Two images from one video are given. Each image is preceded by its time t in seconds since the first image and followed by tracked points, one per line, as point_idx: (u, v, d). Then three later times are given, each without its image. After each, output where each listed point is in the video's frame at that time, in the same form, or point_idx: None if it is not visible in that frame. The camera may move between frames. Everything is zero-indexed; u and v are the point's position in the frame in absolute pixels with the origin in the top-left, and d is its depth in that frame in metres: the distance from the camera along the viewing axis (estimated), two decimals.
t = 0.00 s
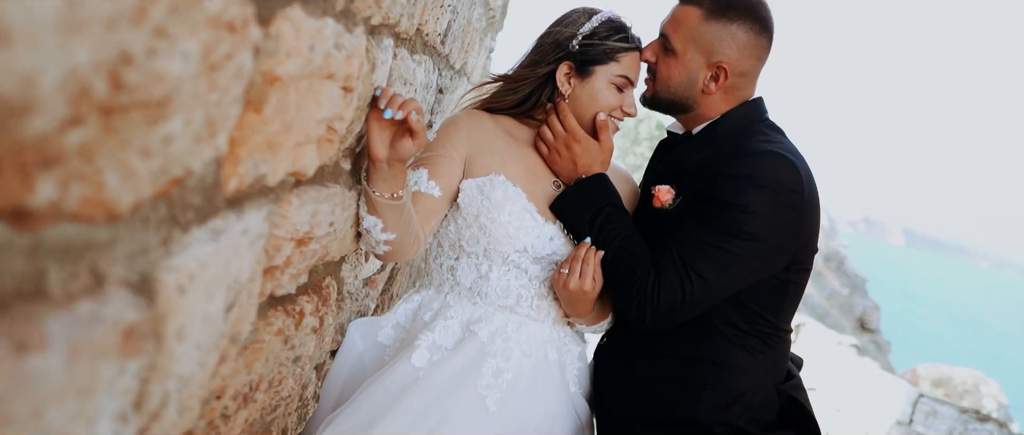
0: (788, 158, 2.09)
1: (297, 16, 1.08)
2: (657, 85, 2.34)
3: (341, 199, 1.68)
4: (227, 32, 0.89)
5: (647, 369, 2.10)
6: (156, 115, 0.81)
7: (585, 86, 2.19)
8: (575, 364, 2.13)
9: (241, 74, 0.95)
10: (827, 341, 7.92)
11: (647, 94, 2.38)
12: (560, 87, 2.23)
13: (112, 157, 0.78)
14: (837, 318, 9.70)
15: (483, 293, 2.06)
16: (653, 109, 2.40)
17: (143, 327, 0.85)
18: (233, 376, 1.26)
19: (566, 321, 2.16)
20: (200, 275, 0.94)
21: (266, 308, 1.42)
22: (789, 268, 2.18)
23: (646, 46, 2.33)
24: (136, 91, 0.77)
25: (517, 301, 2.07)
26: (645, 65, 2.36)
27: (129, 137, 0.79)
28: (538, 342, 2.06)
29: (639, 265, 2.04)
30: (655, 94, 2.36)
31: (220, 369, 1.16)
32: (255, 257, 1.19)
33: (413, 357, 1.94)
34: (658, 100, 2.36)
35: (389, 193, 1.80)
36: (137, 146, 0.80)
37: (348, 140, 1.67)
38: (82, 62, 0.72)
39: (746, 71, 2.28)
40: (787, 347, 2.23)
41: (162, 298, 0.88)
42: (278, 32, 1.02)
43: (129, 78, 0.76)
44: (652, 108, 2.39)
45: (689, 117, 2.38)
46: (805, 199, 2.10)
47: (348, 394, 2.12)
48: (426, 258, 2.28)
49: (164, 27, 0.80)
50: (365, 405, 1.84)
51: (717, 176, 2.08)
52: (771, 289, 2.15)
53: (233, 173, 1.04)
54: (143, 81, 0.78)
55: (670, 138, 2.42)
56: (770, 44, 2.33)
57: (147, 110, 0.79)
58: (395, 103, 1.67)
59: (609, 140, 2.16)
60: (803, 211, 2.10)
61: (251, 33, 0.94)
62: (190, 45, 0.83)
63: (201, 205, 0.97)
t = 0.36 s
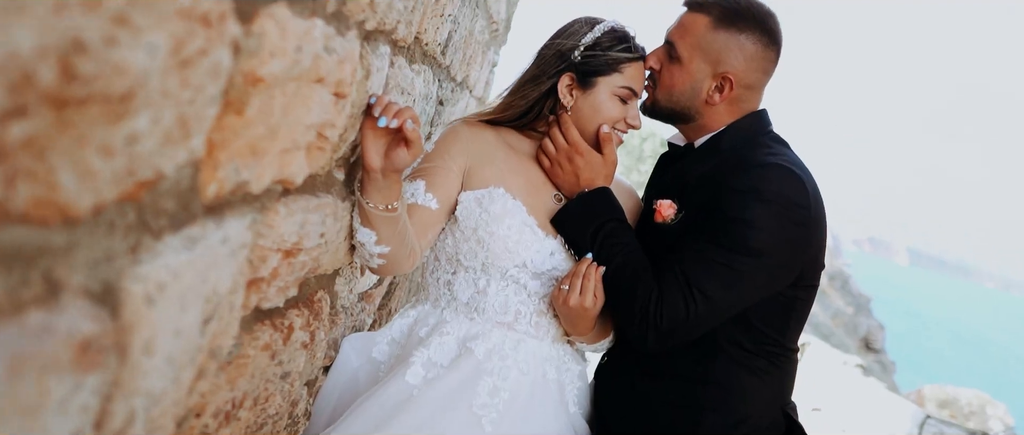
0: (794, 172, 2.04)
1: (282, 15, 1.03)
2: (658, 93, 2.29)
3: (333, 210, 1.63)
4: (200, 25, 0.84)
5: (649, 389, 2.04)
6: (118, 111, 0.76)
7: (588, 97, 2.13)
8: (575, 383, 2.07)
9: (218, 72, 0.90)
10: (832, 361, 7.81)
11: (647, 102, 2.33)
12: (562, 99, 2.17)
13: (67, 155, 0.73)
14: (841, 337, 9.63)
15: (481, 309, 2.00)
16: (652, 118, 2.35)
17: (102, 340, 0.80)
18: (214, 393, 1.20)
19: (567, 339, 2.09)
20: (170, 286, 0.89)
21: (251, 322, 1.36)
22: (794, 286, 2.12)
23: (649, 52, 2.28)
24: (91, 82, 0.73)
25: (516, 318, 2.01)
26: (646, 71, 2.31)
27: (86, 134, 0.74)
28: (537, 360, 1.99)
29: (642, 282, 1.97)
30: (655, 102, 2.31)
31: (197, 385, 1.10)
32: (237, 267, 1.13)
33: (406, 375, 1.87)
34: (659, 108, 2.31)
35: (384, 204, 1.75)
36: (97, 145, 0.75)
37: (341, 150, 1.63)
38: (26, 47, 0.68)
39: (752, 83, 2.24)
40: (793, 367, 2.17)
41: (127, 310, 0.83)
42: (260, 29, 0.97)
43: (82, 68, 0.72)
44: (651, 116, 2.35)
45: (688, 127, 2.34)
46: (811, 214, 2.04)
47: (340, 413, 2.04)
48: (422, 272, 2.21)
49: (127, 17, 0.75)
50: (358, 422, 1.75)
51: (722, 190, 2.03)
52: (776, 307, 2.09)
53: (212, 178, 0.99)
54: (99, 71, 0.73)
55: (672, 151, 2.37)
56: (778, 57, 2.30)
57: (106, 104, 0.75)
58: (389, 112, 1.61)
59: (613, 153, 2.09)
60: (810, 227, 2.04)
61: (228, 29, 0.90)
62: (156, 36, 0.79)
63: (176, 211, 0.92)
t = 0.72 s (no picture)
0: (801, 182, 1.99)
1: (263, 8, 0.97)
2: (660, 100, 2.23)
3: (322, 218, 1.56)
4: (164, 10, 0.79)
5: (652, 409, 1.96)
6: (67, 99, 0.70)
7: (591, 106, 2.05)
8: (574, 400, 1.98)
9: (188, 63, 0.84)
10: (835, 379, 7.71)
11: (649, 110, 2.27)
12: (563, 108, 2.09)
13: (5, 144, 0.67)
14: (843, 358, 9.62)
15: (477, 321, 1.93)
16: (652, 125, 2.29)
17: (49, 352, 0.74)
18: (188, 409, 1.14)
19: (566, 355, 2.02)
20: (133, 294, 0.83)
21: (231, 335, 1.29)
22: (802, 301, 2.06)
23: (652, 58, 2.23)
24: (27, 65, 0.67)
25: (513, 331, 1.93)
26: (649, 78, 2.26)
27: (29, 122, 0.68)
28: (534, 376, 1.92)
29: (645, 297, 1.91)
30: (657, 110, 2.25)
31: (168, 401, 1.03)
32: (213, 276, 1.07)
33: (399, 390, 1.80)
34: (661, 115, 2.25)
35: (376, 213, 1.68)
36: (43, 135, 0.69)
37: (331, 156, 1.57)
38: None
39: (758, 92, 2.20)
40: (800, 387, 2.10)
41: (81, 319, 0.77)
42: (238, 20, 0.91)
43: (19, 48, 0.66)
44: (652, 124, 2.29)
45: (691, 137, 2.29)
46: (819, 226, 1.99)
47: (332, 428, 1.98)
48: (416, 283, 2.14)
49: (81, 1, 0.73)
50: None
51: (726, 202, 1.97)
52: (782, 325, 2.03)
53: (185, 179, 0.93)
54: (35, 52, 0.67)
55: (674, 162, 2.31)
56: (786, 66, 2.26)
57: (50, 89, 0.69)
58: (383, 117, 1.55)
59: (616, 163, 2.03)
60: (817, 240, 1.99)
61: (198, 17, 0.84)
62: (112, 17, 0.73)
63: (142, 213, 0.86)
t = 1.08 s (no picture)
0: (808, 192, 1.92)
1: None
2: (661, 107, 2.19)
3: (306, 226, 1.49)
4: None
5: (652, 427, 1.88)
6: None
7: (590, 111, 1.98)
8: (571, 418, 1.88)
9: (144, 51, 0.78)
10: (837, 395, 7.62)
11: (650, 117, 2.22)
12: (562, 114, 2.03)
13: None
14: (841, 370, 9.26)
15: (469, 334, 1.85)
16: (655, 133, 2.24)
17: None
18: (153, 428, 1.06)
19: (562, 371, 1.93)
20: (82, 304, 0.76)
21: (206, 348, 1.22)
22: (809, 316, 1.99)
23: (654, 63, 2.20)
24: None
25: (507, 345, 1.85)
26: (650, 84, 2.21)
27: None
28: (529, 391, 1.83)
29: (646, 310, 1.84)
30: (658, 117, 2.20)
31: (129, 420, 0.96)
32: (181, 286, 0.99)
33: (387, 405, 1.71)
34: (662, 123, 2.20)
35: (364, 222, 1.61)
36: None
37: (317, 161, 1.50)
38: None
39: (763, 99, 2.15)
40: (806, 405, 2.02)
41: (21, 332, 0.70)
42: (205, 7, 0.85)
43: None
44: (654, 131, 2.24)
45: (694, 146, 2.24)
46: (827, 238, 1.92)
47: None
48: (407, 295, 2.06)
49: None
50: None
51: (730, 212, 1.91)
52: (789, 340, 1.95)
53: (146, 180, 0.86)
54: None
55: (675, 172, 2.26)
56: (792, 72, 2.21)
57: None
58: (369, 120, 1.48)
59: (617, 171, 1.95)
60: (825, 252, 1.92)
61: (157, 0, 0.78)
62: None
63: (94, 215, 0.79)
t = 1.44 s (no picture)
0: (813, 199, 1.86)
1: None
2: (660, 111, 2.11)
3: (285, 233, 1.42)
4: None
5: None
6: None
7: (587, 115, 1.90)
8: None
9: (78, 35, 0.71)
10: (838, 409, 7.52)
11: (648, 122, 2.14)
12: (557, 118, 1.95)
13: None
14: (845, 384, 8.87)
15: (458, 346, 1.76)
16: (653, 138, 2.16)
17: None
18: None
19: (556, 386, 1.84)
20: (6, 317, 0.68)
21: (170, 363, 1.14)
22: (818, 330, 1.91)
23: (652, 65, 2.12)
24: None
25: (498, 358, 1.77)
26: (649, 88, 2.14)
27: None
28: (520, 407, 1.74)
29: (645, 322, 1.76)
30: (657, 121, 2.12)
31: None
32: (136, 297, 0.92)
33: (371, 420, 1.62)
34: (661, 127, 2.12)
35: (346, 229, 1.54)
36: None
37: (297, 164, 1.42)
38: None
39: (766, 103, 2.08)
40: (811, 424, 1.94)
41: None
42: None
43: None
44: (651, 136, 2.16)
45: (694, 152, 2.17)
46: (835, 248, 1.85)
47: None
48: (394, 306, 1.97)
49: None
50: None
51: (733, 221, 1.84)
52: (794, 355, 1.87)
53: (91, 179, 0.79)
54: None
55: (673, 180, 2.17)
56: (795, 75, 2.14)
57: None
58: (353, 121, 1.40)
59: (615, 177, 1.87)
60: (833, 262, 1.85)
61: None
62: None
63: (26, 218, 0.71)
